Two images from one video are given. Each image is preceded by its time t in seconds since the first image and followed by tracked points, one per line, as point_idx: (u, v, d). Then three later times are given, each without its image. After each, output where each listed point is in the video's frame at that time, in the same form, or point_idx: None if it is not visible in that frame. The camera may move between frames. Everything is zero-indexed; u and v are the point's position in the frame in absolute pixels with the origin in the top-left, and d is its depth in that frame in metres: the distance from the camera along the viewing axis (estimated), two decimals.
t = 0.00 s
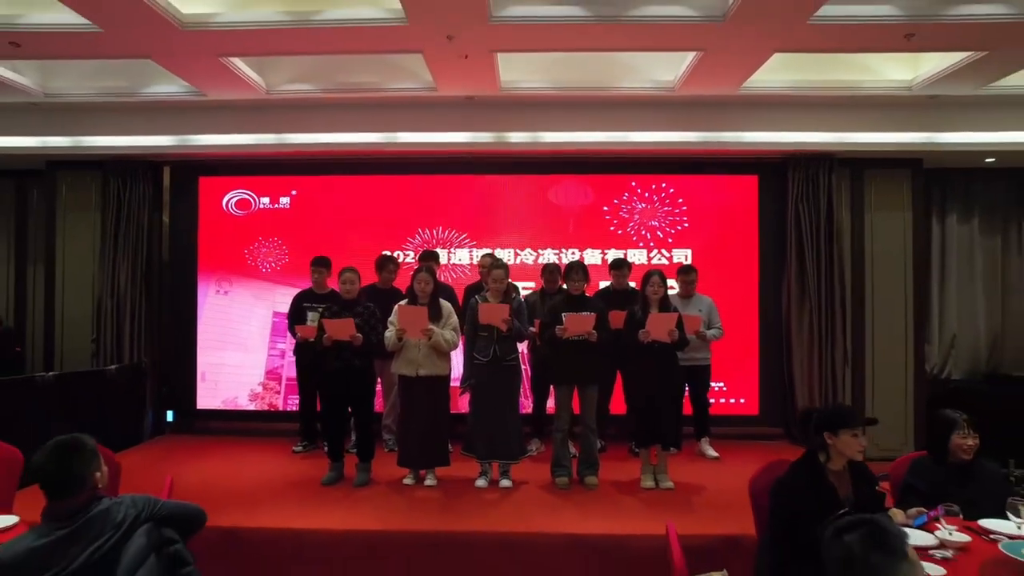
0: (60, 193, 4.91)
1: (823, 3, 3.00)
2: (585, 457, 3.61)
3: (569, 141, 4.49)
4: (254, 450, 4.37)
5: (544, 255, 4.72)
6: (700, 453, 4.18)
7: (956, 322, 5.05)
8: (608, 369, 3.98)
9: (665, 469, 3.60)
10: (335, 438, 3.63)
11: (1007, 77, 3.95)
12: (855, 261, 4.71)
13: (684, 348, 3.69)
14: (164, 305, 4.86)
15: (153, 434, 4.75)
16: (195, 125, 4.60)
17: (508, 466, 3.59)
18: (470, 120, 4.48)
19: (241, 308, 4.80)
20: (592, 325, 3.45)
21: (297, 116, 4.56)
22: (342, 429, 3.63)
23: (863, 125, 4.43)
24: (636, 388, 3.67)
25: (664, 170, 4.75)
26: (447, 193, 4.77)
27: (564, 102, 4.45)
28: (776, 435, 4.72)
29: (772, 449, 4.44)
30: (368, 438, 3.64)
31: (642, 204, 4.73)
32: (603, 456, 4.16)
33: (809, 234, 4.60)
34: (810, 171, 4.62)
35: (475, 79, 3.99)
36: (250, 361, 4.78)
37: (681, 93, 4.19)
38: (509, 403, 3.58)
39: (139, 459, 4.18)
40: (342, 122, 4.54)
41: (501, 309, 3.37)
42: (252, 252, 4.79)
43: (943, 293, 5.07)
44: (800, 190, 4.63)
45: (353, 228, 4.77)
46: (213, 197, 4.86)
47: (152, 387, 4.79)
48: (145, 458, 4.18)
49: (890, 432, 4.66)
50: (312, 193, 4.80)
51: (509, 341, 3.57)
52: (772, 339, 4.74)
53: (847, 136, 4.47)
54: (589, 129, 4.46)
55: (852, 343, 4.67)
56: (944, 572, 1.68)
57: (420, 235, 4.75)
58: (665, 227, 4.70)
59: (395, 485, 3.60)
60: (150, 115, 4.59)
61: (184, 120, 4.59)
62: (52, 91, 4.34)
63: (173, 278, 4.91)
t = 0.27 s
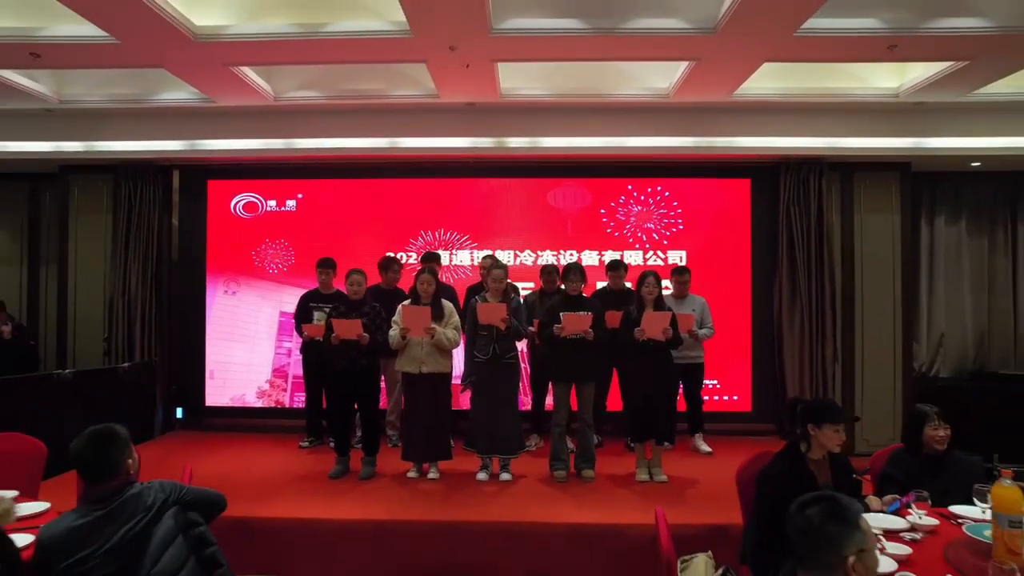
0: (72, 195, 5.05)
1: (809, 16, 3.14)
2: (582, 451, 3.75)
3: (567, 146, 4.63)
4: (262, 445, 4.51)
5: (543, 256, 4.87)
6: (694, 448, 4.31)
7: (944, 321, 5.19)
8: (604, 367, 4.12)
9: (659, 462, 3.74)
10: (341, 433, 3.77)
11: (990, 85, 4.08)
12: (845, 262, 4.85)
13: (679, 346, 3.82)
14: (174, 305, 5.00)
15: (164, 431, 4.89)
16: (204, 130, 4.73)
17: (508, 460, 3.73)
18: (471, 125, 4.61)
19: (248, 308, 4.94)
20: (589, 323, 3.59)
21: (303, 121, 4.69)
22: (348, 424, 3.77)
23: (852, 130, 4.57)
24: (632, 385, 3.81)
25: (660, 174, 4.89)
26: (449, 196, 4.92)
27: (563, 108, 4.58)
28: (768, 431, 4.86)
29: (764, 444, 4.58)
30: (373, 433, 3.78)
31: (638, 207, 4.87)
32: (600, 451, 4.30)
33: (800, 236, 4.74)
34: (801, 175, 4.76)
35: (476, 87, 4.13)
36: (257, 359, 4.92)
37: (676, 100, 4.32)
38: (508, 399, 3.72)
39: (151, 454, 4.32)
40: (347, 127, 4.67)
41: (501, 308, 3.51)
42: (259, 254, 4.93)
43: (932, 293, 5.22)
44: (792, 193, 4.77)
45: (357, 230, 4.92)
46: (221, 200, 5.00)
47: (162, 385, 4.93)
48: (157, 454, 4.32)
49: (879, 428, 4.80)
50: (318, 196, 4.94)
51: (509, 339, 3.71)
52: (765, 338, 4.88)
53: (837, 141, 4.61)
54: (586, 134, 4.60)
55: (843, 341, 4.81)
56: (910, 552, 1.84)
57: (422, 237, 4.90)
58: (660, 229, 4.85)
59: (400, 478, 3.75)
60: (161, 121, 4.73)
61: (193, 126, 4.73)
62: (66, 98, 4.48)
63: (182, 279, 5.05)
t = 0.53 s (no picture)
0: (81, 197, 5.16)
1: (799, 25, 3.25)
2: (580, 447, 3.85)
3: (565, 149, 4.74)
4: (268, 442, 4.62)
5: (542, 257, 4.98)
6: (689, 445, 4.42)
7: (935, 321, 5.30)
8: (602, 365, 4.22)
9: (655, 458, 3.85)
10: (345, 429, 3.87)
11: (978, 90, 4.19)
12: (838, 263, 4.95)
13: (674, 345, 3.91)
14: (180, 305, 5.11)
15: (171, 428, 4.99)
16: (211, 134, 4.84)
17: (508, 456, 3.84)
18: (472, 129, 4.72)
19: (253, 308, 5.04)
20: (586, 323, 3.69)
21: (308, 125, 4.80)
22: (352, 420, 3.88)
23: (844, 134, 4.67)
24: (628, 382, 3.91)
25: (656, 177, 5.00)
26: (450, 198, 5.03)
27: (561, 112, 4.68)
28: (763, 428, 4.96)
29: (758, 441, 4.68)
30: (377, 430, 3.88)
31: (635, 208, 4.98)
32: (598, 447, 4.40)
33: (793, 237, 4.85)
34: (795, 177, 4.87)
35: (477, 93, 4.23)
36: (262, 358, 5.03)
37: (671, 104, 4.43)
38: (508, 397, 3.82)
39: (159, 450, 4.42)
40: (350, 131, 4.77)
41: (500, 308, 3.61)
42: (264, 254, 5.04)
43: (923, 293, 5.32)
44: (786, 196, 4.87)
45: (360, 232, 5.02)
46: (227, 202, 5.11)
47: (169, 383, 5.04)
48: (165, 450, 4.42)
49: (871, 426, 4.90)
50: (322, 198, 5.05)
51: (509, 338, 3.82)
52: (759, 337, 4.98)
53: (830, 145, 4.71)
54: (584, 137, 4.70)
55: (835, 340, 4.92)
56: (887, 538, 1.95)
57: (424, 238, 5.00)
58: (657, 231, 4.96)
59: (402, 473, 3.85)
60: (168, 125, 4.84)
61: (200, 129, 4.84)
62: (77, 103, 4.59)
63: (189, 279, 5.16)
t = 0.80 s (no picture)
0: (92, 199, 5.30)
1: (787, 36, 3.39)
2: (577, 442, 3.99)
3: (564, 153, 4.88)
4: (275, 438, 4.76)
5: (541, 258, 5.13)
6: (683, 440, 4.56)
7: (924, 320, 5.44)
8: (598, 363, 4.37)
9: (649, 452, 3.99)
10: (351, 424, 4.02)
11: (963, 97, 4.33)
12: (830, 264, 5.09)
13: (668, 343, 4.05)
14: (189, 304, 5.25)
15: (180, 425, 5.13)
16: (219, 139, 4.98)
17: (508, 450, 3.98)
18: (473, 134, 4.86)
19: (260, 307, 5.19)
20: (583, 322, 3.83)
21: (313, 130, 4.94)
22: (357, 416, 4.02)
23: (834, 139, 4.81)
24: (624, 380, 4.06)
25: (652, 180, 5.15)
26: (452, 201, 5.17)
27: (560, 118, 4.82)
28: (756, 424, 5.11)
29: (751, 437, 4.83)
30: (381, 425, 4.02)
31: (632, 211, 5.13)
32: (595, 442, 4.55)
33: (785, 239, 4.98)
34: (787, 180, 5.00)
35: (478, 99, 4.37)
36: (269, 356, 5.17)
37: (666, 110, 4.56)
38: (508, 393, 3.97)
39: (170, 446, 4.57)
40: (355, 136, 4.91)
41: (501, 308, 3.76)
42: (271, 255, 5.19)
43: (912, 293, 5.47)
44: (778, 198, 5.01)
45: (364, 233, 5.17)
46: (234, 205, 5.25)
47: (178, 381, 5.18)
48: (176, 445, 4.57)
49: (861, 422, 5.05)
50: (327, 201, 5.19)
51: (509, 337, 3.96)
52: (752, 336, 5.12)
53: (821, 149, 4.86)
54: (582, 142, 4.84)
55: (826, 339, 5.06)
56: (862, 521, 2.10)
57: (426, 240, 5.15)
58: (653, 233, 5.11)
59: (406, 467, 4.00)
60: (178, 129, 4.98)
61: (209, 134, 4.98)
62: (89, 109, 4.73)
63: (197, 279, 5.30)
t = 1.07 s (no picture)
0: (101, 202, 5.41)
1: (779, 44, 3.49)
2: (576, 439, 4.10)
3: (562, 156, 4.98)
4: (280, 435, 4.86)
5: (540, 259, 5.24)
6: (679, 437, 4.66)
7: (916, 320, 5.54)
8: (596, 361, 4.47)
9: (646, 448, 4.10)
10: (355, 421, 4.12)
11: (952, 102, 4.43)
12: (823, 265, 5.19)
13: (664, 342, 4.14)
14: (195, 305, 5.35)
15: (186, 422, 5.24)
16: (224, 142, 5.08)
17: (508, 446, 4.09)
18: (474, 137, 4.96)
19: (265, 307, 5.29)
20: (581, 321, 3.92)
21: (317, 134, 5.04)
22: (361, 414, 4.12)
23: (828, 142, 4.92)
24: (621, 378, 4.16)
25: (649, 183, 5.25)
26: (453, 203, 5.28)
27: (559, 122, 4.92)
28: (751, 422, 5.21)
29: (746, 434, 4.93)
30: (385, 422, 4.13)
31: (629, 213, 5.24)
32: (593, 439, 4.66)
33: (780, 240, 5.08)
34: (781, 183, 5.11)
35: (478, 104, 4.47)
36: (273, 355, 5.28)
37: (663, 115, 4.66)
38: (508, 391, 4.07)
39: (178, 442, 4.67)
40: (357, 139, 5.01)
41: (501, 308, 3.86)
42: (276, 256, 5.29)
43: (904, 294, 5.57)
44: (773, 201, 5.11)
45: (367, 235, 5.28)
46: (240, 207, 5.36)
47: (185, 379, 5.28)
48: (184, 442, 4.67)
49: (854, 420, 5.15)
50: (330, 203, 5.30)
51: (509, 336, 4.07)
52: (747, 335, 5.23)
53: (814, 153, 4.96)
54: (581, 145, 4.94)
55: (820, 338, 5.16)
56: (845, 510, 2.21)
57: (428, 241, 5.26)
58: (650, 234, 5.22)
59: (409, 462, 4.10)
60: (185, 133, 5.08)
61: (215, 138, 5.08)
62: (98, 113, 4.84)
63: (204, 280, 5.40)
